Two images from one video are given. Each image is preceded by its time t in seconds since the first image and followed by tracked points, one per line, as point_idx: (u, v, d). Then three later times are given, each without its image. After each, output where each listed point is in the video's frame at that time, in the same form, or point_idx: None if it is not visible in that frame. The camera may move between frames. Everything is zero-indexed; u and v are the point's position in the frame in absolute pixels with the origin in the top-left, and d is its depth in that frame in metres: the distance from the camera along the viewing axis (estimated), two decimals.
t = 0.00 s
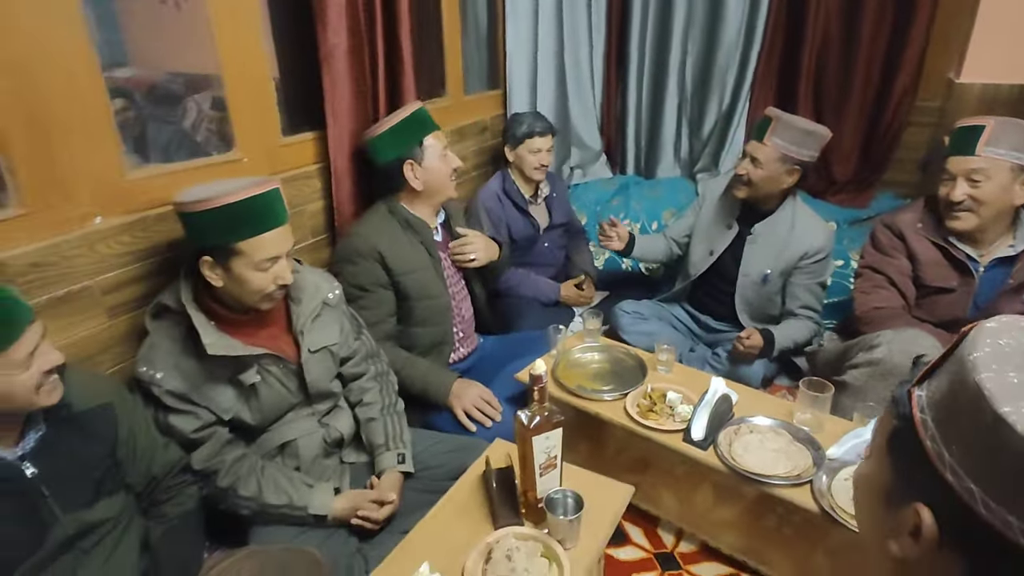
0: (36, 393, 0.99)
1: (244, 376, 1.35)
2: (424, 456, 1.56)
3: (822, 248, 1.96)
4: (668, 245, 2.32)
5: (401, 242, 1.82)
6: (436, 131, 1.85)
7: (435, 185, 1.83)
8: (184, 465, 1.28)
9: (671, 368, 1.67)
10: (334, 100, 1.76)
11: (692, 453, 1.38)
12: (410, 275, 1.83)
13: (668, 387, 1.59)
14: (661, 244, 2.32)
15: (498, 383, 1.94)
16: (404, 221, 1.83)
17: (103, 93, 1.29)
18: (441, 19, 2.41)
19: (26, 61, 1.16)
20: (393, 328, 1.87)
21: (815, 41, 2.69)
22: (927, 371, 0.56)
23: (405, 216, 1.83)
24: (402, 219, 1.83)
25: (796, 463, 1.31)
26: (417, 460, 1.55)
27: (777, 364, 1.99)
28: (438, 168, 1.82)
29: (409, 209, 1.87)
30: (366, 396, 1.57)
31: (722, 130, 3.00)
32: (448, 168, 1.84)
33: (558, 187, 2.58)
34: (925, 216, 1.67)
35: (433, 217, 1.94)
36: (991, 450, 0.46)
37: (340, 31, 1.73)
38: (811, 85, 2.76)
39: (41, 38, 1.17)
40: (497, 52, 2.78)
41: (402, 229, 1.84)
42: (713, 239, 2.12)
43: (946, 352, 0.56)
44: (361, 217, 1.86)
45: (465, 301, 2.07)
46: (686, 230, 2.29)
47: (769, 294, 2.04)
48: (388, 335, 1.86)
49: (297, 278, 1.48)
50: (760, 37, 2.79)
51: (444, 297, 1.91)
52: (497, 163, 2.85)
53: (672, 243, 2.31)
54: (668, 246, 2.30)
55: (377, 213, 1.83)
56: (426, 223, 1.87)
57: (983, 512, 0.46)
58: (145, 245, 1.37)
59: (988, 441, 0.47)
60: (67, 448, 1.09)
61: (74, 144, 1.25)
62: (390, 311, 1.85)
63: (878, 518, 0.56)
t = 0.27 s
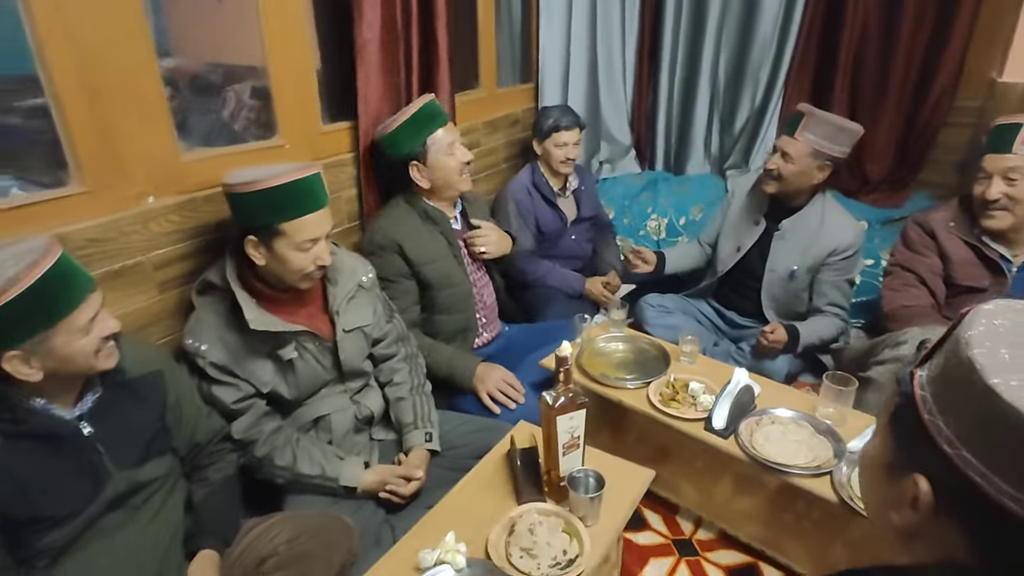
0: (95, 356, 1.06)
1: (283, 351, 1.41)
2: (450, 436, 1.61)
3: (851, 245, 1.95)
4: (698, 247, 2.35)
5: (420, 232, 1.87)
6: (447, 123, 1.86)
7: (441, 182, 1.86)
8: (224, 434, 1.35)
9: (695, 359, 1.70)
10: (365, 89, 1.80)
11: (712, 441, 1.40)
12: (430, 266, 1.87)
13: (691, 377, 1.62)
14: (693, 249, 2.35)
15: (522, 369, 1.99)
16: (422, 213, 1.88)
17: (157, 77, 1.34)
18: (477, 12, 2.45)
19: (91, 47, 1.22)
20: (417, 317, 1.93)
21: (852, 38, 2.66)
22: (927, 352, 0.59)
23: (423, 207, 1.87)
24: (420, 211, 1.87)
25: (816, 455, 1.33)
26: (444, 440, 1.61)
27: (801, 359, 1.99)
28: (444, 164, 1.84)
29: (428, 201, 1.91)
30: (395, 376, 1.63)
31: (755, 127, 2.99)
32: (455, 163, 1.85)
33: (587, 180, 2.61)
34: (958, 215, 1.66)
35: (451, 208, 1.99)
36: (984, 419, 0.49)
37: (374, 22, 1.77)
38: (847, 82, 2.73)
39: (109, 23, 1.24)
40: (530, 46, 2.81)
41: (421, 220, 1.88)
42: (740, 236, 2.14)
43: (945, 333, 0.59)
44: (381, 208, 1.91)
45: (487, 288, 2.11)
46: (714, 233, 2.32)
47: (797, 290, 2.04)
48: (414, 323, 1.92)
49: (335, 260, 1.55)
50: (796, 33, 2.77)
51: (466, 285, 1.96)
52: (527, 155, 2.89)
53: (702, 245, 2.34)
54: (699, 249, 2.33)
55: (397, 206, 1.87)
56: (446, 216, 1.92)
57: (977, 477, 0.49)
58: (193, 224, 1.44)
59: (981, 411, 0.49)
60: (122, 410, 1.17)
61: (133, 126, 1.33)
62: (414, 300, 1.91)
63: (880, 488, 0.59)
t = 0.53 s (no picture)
0: (145, 329, 1.12)
1: (317, 331, 1.47)
2: (475, 420, 1.66)
3: (880, 242, 1.92)
4: (728, 246, 2.36)
5: (437, 224, 1.90)
6: (461, 119, 1.85)
7: (448, 178, 1.87)
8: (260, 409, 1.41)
9: (719, 352, 1.70)
10: (397, 79, 1.83)
11: (734, 433, 1.42)
12: (446, 257, 1.91)
13: (715, 369, 1.63)
14: (723, 249, 2.37)
15: (547, 358, 2.01)
16: (438, 205, 1.91)
17: (205, 69, 1.41)
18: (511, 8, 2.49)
19: (145, 37, 1.29)
20: (437, 307, 1.97)
21: (892, 34, 2.60)
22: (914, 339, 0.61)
23: (441, 200, 1.91)
24: (437, 204, 1.91)
25: (838, 449, 1.33)
26: (469, 424, 1.65)
27: (829, 357, 1.97)
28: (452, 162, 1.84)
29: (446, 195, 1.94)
30: (423, 360, 1.68)
31: (787, 125, 2.95)
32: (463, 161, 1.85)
33: (616, 174, 2.62)
34: (994, 213, 1.64)
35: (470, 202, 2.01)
36: (964, 390, 0.50)
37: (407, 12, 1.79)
38: (885, 79, 2.67)
39: (165, 14, 1.31)
40: (562, 40, 2.82)
41: (438, 213, 1.92)
42: (768, 233, 2.15)
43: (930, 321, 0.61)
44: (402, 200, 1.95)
45: (507, 281, 2.14)
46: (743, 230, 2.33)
47: (823, 287, 2.03)
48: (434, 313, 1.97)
49: (369, 246, 1.60)
50: (833, 30, 2.71)
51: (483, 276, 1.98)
52: (557, 149, 2.92)
53: (731, 244, 2.36)
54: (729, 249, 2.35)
55: (416, 198, 1.91)
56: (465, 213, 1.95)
57: (960, 448, 0.49)
58: (235, 209, 1.51)
59: (960, 380, 0.51)
60: (168, 381, 1.23)
61: (181, 112, 1.39)
62: (434, 290, 1.95)
63: (869, 470, 0.58)
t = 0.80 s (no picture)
0: (189, 302, 1.18)
1: (348, 311, 1.52)
2: (499, 401, 1.69)
3: (909, 236, 1.90)
4: (756, 243, 2.32)
5: (466, 212, 1.94)
6: (496, 111, 1.87)
7: (478, 168, 1.91)
8: (293, 384, 1.46)
9: (743, 343, 1.70)
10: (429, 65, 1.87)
11: (756, 422, 1.42)
12: (474, 244, 1.94)
13: (739, 359, 1.64)
14: (751, 248, 2.32)
15: (571, 345, 2.04)
16: (467, 193, 1.95)
17: (246, 55, 1.46)
18: None
19: (191, 24, 1.34)
20: (463, 293, 2.02)
21: (934, 24, 2.53)
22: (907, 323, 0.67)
23: (469, 188, 1.95)
24: (466, 191, 1.95)
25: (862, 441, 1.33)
26: (493, 405, 1.69)
27: (857, 352, 1.95)
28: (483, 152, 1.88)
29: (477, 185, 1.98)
30: (450, 343, 1.72)
31: (823, 116, 2.89)
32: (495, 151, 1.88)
33: (645, 164, 2.62)
34: None
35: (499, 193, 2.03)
36: (933, 361, 0.57)
37: None
38: (925, 70, 2.60)
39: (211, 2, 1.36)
40: (593, 30, 2.82)
41: (467, 201, 1.95)
42: (795, 227, 2.13)
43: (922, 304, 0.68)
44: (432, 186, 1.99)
45: (533, 271, 2.17)
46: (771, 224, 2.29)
47: (852, 281, 2.01)
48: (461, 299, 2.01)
49: (399, 230, 1.64)
50: (873, 19, 2.66)
51: (511, 263, 2.02)
52: (586, 139, 2.92)
53: (759, 240, 2.32)
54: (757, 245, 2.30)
55: (445, 185, 1.95)
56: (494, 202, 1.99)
57: (929, 415, 0.57)
58: (272, 191, 1.56)
59: (927, 351, 0.58)
60: (209, 353, 1.29)
61: (223, 97, 1.45)
62: (460, 277, 1.99)
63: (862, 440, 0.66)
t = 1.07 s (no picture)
0: (236, 280, 1.24)
1: (384, 294, 1.57)
2: (528, 388, 1.72)
3: (955, 235, 1.85)
4: (795, 240, 2.27)
5: (510, 199, 1.97)
6: (543, 99, 1.91)
7: (525, 156, 1.95)
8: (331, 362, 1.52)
9: (777, 338, 1.70)
10: (472, 56, 1.90)
11: (785, 417, 1.42)
12: (515, 232, 1.97)
13: (771, 354, 1.63)
14: (789, 245, 2.28)
15: (602, 336, 2.06)
16: (511, 180, 1.98)
17: (295, 45, 1.52)
18: None
19: (244, 15, 1.40)
20: (500, 280, 2.04)
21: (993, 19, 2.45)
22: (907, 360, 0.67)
23: (512, 175, 1.97)
24: (509, 178, 1.98)
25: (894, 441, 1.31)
26: (522, 391, 1.72)
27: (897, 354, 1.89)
28: (531, 140, 1.92)
29: (519, 172, 2.01)
30: (482, 329, 1.75)
31: (872, 112, 2.81)
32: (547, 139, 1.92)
33: (684, 158, 2.60)
34: None
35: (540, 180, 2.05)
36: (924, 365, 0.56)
37: None
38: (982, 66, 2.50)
39: None
40: (635, 21, 2.79)
41: (509, 187, 1.98)
42: (835, 224, 2.09)
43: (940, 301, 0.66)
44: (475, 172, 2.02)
45: (568, 260, 2.19)
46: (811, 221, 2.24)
47: (893, 281, 1.97)
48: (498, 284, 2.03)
49: (436, 216, 1.68)
50: (928, 12, 2.57)
51: (548, 252, 2.04)
52: (624, 131, 2.91)
53: (797, 237, 2.27)
54: (796, 242, 2.26)
55: (489, 171, 1.99)
56: (534, 189, 2.01)
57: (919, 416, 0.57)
58: (315, 176, 1.62)
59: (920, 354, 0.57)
60: (252, 330, 1.35)
61: (272, 86, 1.50)
62: (498, 264, 2.02)
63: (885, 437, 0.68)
